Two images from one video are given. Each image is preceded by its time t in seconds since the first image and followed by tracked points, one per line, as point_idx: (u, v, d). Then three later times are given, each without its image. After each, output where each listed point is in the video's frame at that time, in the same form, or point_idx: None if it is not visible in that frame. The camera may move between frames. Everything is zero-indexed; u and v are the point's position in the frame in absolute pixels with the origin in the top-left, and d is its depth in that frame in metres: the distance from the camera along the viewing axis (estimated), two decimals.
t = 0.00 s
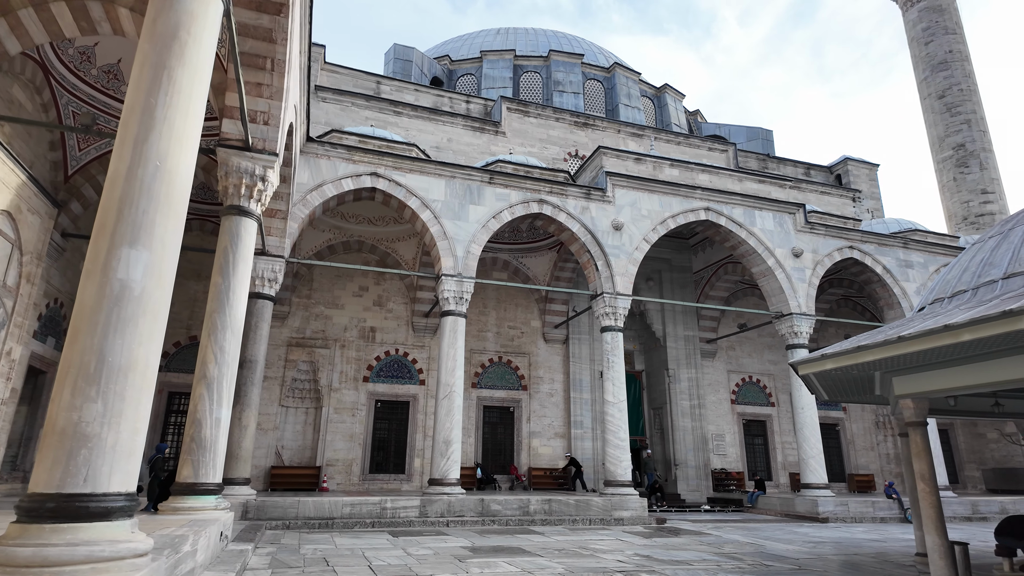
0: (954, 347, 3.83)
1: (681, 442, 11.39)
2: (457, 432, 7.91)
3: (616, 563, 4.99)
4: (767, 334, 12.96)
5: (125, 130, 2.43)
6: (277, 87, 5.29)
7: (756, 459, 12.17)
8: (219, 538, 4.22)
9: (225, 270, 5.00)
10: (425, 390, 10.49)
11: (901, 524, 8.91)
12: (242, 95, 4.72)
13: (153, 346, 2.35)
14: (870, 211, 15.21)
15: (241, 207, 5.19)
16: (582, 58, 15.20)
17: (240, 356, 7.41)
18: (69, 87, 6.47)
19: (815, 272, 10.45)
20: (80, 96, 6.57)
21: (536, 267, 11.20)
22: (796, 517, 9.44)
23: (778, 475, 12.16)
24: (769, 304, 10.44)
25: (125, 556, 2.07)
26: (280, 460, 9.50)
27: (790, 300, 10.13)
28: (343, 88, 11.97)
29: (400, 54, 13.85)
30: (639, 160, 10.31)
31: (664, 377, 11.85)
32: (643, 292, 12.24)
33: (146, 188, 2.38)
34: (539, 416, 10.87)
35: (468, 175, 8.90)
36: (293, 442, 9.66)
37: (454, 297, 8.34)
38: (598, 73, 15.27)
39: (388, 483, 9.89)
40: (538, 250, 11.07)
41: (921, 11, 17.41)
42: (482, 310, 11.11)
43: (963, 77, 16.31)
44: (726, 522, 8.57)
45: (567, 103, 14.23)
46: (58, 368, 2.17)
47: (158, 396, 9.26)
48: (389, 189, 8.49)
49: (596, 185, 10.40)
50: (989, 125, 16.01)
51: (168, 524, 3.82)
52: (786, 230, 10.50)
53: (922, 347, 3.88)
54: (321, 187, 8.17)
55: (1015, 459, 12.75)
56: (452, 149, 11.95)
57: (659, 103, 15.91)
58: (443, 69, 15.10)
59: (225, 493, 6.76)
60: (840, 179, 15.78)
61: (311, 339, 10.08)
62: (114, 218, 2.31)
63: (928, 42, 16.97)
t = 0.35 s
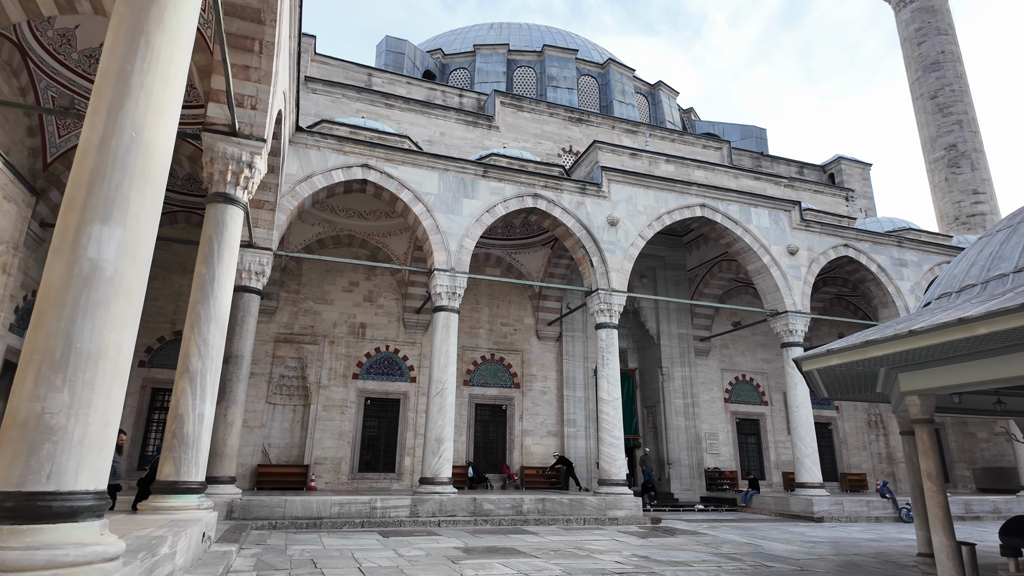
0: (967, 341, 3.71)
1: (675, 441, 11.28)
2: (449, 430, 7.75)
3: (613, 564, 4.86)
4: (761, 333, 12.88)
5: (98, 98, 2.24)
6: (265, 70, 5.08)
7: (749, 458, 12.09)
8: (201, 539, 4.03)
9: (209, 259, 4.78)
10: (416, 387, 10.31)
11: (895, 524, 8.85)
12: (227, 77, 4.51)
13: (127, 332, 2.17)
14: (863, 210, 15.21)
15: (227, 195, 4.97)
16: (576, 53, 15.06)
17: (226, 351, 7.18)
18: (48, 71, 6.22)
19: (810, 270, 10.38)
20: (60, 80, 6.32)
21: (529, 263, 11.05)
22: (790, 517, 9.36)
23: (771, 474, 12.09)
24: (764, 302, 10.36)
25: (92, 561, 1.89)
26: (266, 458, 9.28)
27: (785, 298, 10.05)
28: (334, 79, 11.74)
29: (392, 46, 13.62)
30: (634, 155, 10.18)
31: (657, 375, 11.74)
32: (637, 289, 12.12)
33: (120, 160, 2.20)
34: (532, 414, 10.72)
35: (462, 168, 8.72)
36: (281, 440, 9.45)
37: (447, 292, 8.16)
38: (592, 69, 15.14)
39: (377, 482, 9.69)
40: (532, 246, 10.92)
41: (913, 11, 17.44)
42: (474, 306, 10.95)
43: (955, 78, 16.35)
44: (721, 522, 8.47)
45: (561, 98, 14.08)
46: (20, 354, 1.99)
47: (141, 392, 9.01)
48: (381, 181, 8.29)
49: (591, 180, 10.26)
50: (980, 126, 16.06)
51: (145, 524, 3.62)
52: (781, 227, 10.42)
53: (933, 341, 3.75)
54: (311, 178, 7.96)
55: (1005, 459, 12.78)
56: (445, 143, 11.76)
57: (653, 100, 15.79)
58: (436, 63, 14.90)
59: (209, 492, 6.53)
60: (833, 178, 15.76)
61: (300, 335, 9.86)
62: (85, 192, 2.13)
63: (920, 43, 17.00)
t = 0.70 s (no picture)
0: (989, 337, 3.56)
1: (675, 441, 11.15)
2: (448, 430, 7.61)
3: (619, 568, 4.73)
4: (761, 332, 12.76)
5: (81, 69, 2.09)
6: (261, 57, 4.93)
7: (750, 459, 11.97)
8: (193, 542, 3.88)
9: (202, 253, 4.62)
10: (413, 386, 10.14)
11: (899, 525, 8.73)
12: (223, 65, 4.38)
13: (110, 322, 2.06)
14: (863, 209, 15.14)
15: (220, 185, 4.79)
16: (575, 50, 14.93)
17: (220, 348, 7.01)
18: (37, 59, 6.04)
19: (813, 268, 10.27)
20: (48, 69, 6.14)
21: (528, 260, 10.90)
22: (793, 518, 9.23)
23: (771, 475, 11.97)
24: (766, 300, 10.25)
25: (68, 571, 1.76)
26: (261, 458, 9.10)
27: (787, 296, 9.95)
28: (331, 74, 11.57)
29: (389, 41, 13.46)
30: (636, 151, 10.04)
31: (657, 375, 11.61)
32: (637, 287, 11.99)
33: (103, 138, 2.05)
34: (531, 414, 10.57)
35: (461, 163, 8.57)
36: (275, 440, 9.28)
37: (446, 289, 8.01)
38: (592, 65, 15.00)
39: (374, 483, 9.53)
40: (531, 243, 10.78)
41: (912, 10, 17.39)
42: (473, 304, 10.80)
43: (955, 77, 16.28)
44: (724, 523, 8.34)
45: (561, 95, 13.94)
46: None
47: (133, 391, 8.83)
48: (378, 176, 8.14)
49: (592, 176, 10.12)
50: (980, 126, 16.00)
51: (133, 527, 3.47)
52: (784, 225, 10.30)
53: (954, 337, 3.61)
54: (307, 172, 7.80)
55: (1005, 459, 12.72)
56: (443, 139, 11.60)
57: (653, 98, 15.67)
58: (434, 59, 14.74)
59: (202, 493, 6.36)
60: (833, 177, 15.68)
61: (295, 332, 9.69)
62: (64, 171, 1.99)
63: (920, 42, 16.95)
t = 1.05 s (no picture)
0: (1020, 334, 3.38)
1: (678, 441, 10.99)
2: (450, 429, 7.47)
3: (628, 571, 4.59)
4: (764, 331, 12.64)
5: (69, 39, 2.02)
6: (260, 44, 4.78)
7: (752, 459, 11.85)
8: (188, 546, 3.73)
9: (199, 246, 4.46)
10: (413, 385, 9.98)
11: (906, 527, 8.61)
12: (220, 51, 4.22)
13: (97, 310, 1.98)
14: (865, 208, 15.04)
15: (218, 175, 4.64)
16: (577, 47, 14.80)
17: (216, 346, 6.85)
18: (29, 48, 5.86)
19: (818, 267, 10.15)
20: (41, 58, 5.96)
21: (529, 258, 10.76)
22: (798, 519, 9.11)
23: (774, 476, 11.85)
24: (771, 299, 10.12)
25: None
26: (258, 458, 8.93)
27: (792, 295, 9.82)
28: (330, 68, 11.41)
29: (389, 36, 13.30)
30: (640, 148, 9.90)
31: (659, 374, 11.48)
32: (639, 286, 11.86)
33: (92, 112, 1.98)
34: (532, 414, 10.43)
35: (463, 158, 8.42)
36: (273, 440, 9.12)
37: (447, 286, 7.86)
38: (593, 62, 14.87)
39: (373, 483, 9.37)
40: (533, 240, 10.63)
41: (915, 10, 17.32)
42: (474, 302, 10.65)
43: (958, 76, 16.20)
44: (730, 525, 8.20)
45: (563, 91, 13.80)
46: None
47: (128, 389, 8.67)
48: (379, 170, 7.98)
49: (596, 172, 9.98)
50: (983, 125, 15.93)
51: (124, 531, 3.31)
52: (789, 223, 10.18)
53: (982, 335, 3.44)
54: (306, 166, 7.64)
55: (1009, 460, 12.63)
56: (444, 135, 11.45)
57: (654, 95, 15.55)
58: (434, 54, 14.58)
59: (198, 493, 6.20)
60: (835, 176, 15.58)
61: (293, 330, 9.53)
62: (50, 146, 1.91)
63: (922, 41, 16.88)
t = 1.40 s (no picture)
0: None
1: (680, 440, 10.85)
2: (450, 427, 7.32)
3: (635, 573, 4.46)
4: (766, 329, 12.52)
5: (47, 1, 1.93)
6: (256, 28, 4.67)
7: (755, 458, 11.72)
8: (179, 547, 3.58)
9: (192, 236, 4.29)
10: (412, 383, 9.83)
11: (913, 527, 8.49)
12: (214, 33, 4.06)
13: (75, 291, 1.89)
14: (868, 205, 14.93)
15: (212, 164, 4.48)
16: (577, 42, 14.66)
17: (211, 342, 6.68)
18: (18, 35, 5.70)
19: (822, 263, 10.02)
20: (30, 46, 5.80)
21: (530, 254, 10.62)
22: (802, 519, 8.98)
23: (777, 475, 11.72)
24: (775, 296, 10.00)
25: None
26: (254, 457, 8.77)
27: (797, 292, 9.70)
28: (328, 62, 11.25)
29: (388, 30, 13.14)
30: (643, 142, 9.76)
31: (661, 372, 11.35)
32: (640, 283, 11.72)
33: (70, 78, 1.89)
34: (533, 412, 10.29)
35: (464, 151, 8.27)
36: (269, 438, 8.97)
37: (447, 282, 7.70)
38: (594, 57, 14.73)
39: (371, 483, 9.22)
40: (533, 236, 10.49)
41: (917, 6, 17.21)
42: (473, 299, 10.50)
43: (960, 73, 16.11)
44: (734, 525, 8.07)
45: (563, 86, 13.66)
46: None
47: (121, 386, 8.51)
48: (378, 163, 7.83)
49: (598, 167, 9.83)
50: (985, 122, 15.83)
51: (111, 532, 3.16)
52: (793, 219, 10.05)
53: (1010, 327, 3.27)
54: (303, 159, 7.48)
55: (1013, 459, 12.54)
56: (443, 130, 11.29)
57: (655, 91, 15.42)
58: (433, 49, 14.42)
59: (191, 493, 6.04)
60: (837, 173, 15.47)
61: (290, 327, 9.37)
62: (24, 112, 1.81)
63: (925, 37, 16.78)
